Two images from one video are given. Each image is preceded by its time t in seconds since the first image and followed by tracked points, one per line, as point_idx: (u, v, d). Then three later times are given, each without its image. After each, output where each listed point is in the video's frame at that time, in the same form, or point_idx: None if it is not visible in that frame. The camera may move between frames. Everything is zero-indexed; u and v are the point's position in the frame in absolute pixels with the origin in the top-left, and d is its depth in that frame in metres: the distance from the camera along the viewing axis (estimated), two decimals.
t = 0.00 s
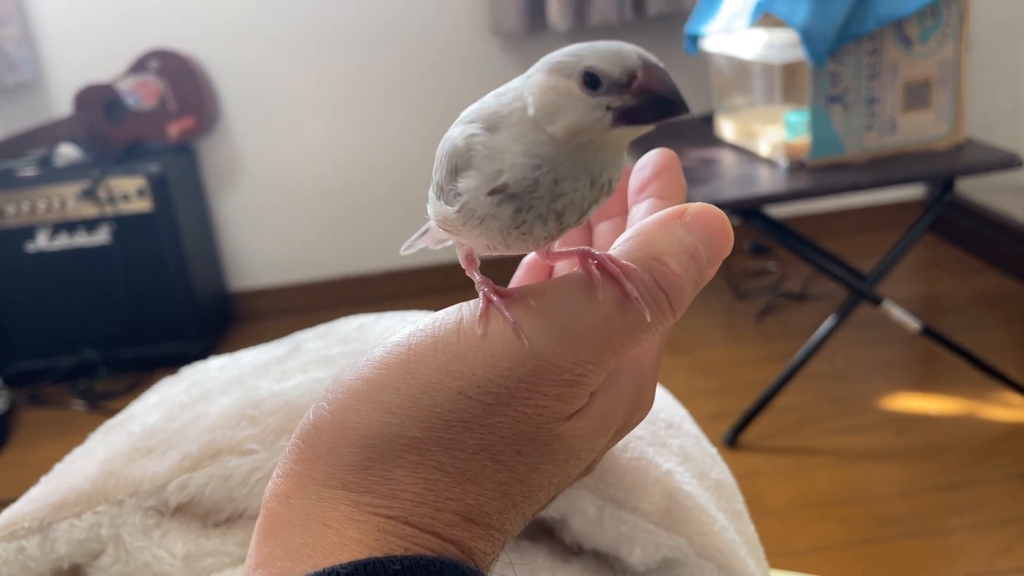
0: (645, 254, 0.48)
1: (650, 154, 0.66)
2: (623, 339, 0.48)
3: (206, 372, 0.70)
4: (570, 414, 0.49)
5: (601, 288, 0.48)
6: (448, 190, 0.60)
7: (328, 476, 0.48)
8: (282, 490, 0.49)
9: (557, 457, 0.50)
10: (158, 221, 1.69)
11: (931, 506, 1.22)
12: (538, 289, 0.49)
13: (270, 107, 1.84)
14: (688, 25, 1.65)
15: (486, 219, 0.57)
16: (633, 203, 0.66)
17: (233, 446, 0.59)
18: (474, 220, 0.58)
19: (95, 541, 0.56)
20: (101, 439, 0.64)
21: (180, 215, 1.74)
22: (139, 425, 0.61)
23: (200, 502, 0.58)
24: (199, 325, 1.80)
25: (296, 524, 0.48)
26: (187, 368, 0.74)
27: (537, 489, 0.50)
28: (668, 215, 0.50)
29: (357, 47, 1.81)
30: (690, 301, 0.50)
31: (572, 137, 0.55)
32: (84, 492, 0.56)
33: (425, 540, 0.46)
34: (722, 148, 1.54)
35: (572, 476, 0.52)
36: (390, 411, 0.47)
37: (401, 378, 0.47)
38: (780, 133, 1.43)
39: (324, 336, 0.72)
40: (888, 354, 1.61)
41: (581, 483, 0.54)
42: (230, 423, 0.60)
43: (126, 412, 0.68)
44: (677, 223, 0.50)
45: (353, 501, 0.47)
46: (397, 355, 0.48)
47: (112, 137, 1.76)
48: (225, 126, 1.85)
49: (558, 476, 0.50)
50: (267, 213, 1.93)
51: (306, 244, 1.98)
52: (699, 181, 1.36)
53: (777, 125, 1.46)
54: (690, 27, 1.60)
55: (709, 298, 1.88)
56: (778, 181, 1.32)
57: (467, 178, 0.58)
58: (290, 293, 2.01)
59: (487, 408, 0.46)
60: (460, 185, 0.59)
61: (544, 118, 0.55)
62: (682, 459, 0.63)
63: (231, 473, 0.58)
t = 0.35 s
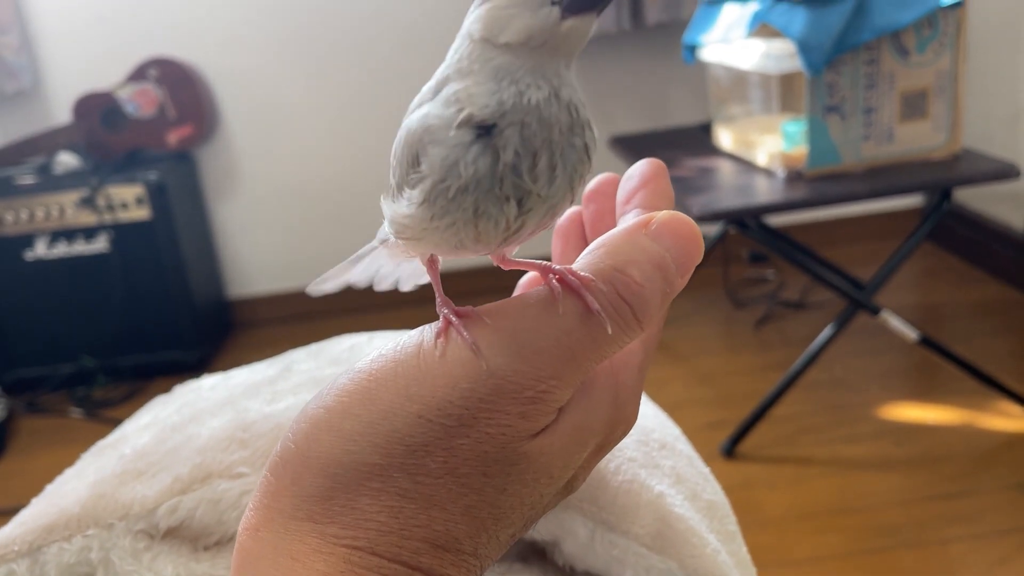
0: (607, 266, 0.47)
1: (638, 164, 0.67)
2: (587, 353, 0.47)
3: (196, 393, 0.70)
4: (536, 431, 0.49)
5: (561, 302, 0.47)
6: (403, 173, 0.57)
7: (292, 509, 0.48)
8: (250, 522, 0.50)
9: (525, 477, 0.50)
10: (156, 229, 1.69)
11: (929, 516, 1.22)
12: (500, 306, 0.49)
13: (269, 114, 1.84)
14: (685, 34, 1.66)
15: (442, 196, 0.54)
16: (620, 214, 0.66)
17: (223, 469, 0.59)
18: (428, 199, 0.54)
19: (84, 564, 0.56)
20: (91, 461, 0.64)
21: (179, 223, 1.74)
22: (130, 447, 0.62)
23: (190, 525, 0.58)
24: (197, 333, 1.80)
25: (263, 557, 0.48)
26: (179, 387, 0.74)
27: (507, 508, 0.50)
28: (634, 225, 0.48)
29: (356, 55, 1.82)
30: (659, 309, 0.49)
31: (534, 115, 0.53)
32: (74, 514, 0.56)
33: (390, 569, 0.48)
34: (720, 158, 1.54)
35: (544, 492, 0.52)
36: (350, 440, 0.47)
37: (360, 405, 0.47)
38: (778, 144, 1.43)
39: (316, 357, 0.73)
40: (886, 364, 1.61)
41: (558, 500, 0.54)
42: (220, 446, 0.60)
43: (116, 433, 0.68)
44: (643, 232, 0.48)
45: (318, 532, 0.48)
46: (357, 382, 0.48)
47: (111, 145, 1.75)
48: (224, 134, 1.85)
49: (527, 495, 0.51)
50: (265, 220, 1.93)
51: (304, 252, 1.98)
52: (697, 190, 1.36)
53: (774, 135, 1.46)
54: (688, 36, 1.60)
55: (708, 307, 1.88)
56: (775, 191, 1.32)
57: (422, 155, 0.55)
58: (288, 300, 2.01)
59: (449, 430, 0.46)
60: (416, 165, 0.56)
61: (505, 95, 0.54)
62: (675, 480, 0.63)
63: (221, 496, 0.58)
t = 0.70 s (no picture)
0: (592, 315, 0.49)
1: (630, 204, 0.68)
2: (574, 400, 0.49)
3: (199, 426, 0.71)
4: (526, 479, 0.51)
5: (550, 351, 0.49)
6: (402, 243, 0.59)
7: (287, 560, 0.50)
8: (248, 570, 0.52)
9: (516, 523, 0.52)
10: (156, 240, 1.70)
11: (924, 531, 1.23)
12: (490, 356, 0.51)
13: (269, 125, 1.85)
14: (683, 49, 1.67)
15: (442, 264, 0.56)
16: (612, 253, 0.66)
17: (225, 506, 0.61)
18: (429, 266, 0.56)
19: None
20: (94, 495, 0.65)
21: (179, 234, 1.75)
22: (132, 482, 0.63)
23: (192, 561, 0.60)
24: (196, 343, 1.81)
25: None
26: (179, 420, 0.76)
27: (496, 552, 0.53)
28: (619, 272, 0.50)
29: (356, 67, 1.83)
30: (645, 353, 0.50)
31: (520, 174, 0.55)
32: (78, 550, 0.57)
33: None
34: (718, 172, 1.55)
35: (533, 537, 0.54)
36: (346, 492, 0.49)
37: (356, 457, 0.49)
38: (775, 159, 1.44)
39: (316, 390, 0.74)
40: (883, 377, 1.62)
41: (546, 544, 0.57)
42: (222, 483, 0.62)
43: (117, 467, 0.69)
44: (627, 279, 0.50)
45: None
46: (352, 433, 0.50)
47: (111, 156, 1.76)
48: (224, 145, 1.86)
49: (517, 540, 0.53)
50: (266, 231, 1.94)
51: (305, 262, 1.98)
52: (695, 206, 1.36)
53: (772, 150, 1.47)
54: (687, 51, 1.61)
55: (706, 319, 1.89)
56: (772, 207, 1.32)
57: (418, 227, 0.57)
58: (288, 310, 2.02)
59: (442, 480, 0.49)
60: (412, 234, 0.58)
61: (490, 160, 0.55)
62: (669, 514, 0.64)
63: (223, 532, 0.60)
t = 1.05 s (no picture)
0: (595, 327, 0.49)
1: (633, 216, 0.68)
2: (578, 414, 0.49)
3: (202, 433, 0.71)
4: (530, 493, 0.51)
5: (553, 365, 0.49)
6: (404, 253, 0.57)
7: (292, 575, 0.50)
8: None
9: (520, 536, 0.52)
10: (156, 246, 1.70)
11: (924, 539, 1.23)
12: (495, 371, 0.51)
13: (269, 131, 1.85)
14: (683, 56, 1.68)
15: (455, 271, 0.55)
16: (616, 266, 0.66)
17: (228, 516, 0.60)
18: (439, 274, 0.55)
19: None
20: (95, 503, 0.65)
21: (178, 240, 1.75)
22: (134, 490, 0.63)
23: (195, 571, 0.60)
24: (195, 349, 1.80)
25: None
26: (182, 427, 0.76)
27: (501, 566, 0.53)
28: (621, 285, 0.50)
29: (356, 73, 1.83)
30: (648, 366, 0.50)
31: (529, 179, 0.56)
32: (80, 559, 0.58)
33: None
34: (718, 180, 1.55)
35: (538, 551, 0.54)
36: (351, 506, 0.49)
37: (361, 471, 0.49)
38: (775, 166, 1.44)
39: (319, 399, 0.73)
40: (883, 384, 1.62)
41: (551, 557, 0.56)
42: (225, 492, 0.61)
43: (119, 474, 0.69)
44: (629, 292, 0.50)
45: None
46: (357, 448, 0.50)
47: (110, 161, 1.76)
48: (224, 151, 1.86)
49: (521, 554, 0.53)
50: (265, 237, 1.94)
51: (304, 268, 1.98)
52: (694, 213, 1.36)
53: (772, 157, 1.47)
54: (687, 59, 1.62)
55: (705, 326, 1.89)
56: (772, 214, 1.32)
57: (424, 236, 0.56)
58: (287, 317, 2.02)
59: (446, 494, 0.49)
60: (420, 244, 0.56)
61: (494, 161, 0.56)
62: (672, 525, 0.64)
63: (227, 542, 0.60)
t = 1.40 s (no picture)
0: (592, 343, 0.49)
1: (630, 230, 0.69)
2: (577, 428, 0.50)
3: (203, 443, 0.72)
4: (528, 506, 0.52)
5: (552, 379, 0.50)
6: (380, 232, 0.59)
7: None
8: None
9: (519, 548, 0.53)
10: (156, 252, 1.71)
11: (920, 546, 1.23)
12: (495, 385, 0.51)
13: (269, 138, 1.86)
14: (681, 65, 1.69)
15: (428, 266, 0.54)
16: (614, 279, 0.67)
17: (230, 526, 0.61)
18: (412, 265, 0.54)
19: None
20: (98, 512, 0.66)
21: (178, 246, 1.76)
22: (136, 500, 0.64)
23: None
24: (195, 355, 1.81)
25: None
26: (184, 436, 0.77)
27: None
28: (619, 300, 0.51)
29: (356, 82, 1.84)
30: (646, 380, 0.50)
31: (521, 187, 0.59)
32: (83, 568, 0.58)
33: None
34: (715, 188, 1.56)
35: (537, 561, 0.55)
36: (353, 520, 0.49)
37: (363, 486, 0.50)
38: (772, 174, 1.45)
39: (320, 409, 0.74)
40: (880, 392, 1.63)
41: (551, 568, 0.57)
42: (227, 502, 0.62)
43: (121, 483, 0.70)
44: (627, 307, 0.50)
45: None
46: (359, 462, 0.51)
47: (112, 168, 1.76)
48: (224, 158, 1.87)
49: (520, 564, 0.54)
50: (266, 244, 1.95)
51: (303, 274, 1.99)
52: (692, 221, 1.37)
53: (769, 166, 1.47)
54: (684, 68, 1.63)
55: (703, 333, 1.89)
56: (770, 222, 1.33)
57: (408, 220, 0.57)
58: (287, 323, 2.03)
59: (446, 508, 0.49)
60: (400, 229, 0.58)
61: (510, 183, 0.50)
62: (670, 536, 0.65)
63: (228, 553, 0.60)
